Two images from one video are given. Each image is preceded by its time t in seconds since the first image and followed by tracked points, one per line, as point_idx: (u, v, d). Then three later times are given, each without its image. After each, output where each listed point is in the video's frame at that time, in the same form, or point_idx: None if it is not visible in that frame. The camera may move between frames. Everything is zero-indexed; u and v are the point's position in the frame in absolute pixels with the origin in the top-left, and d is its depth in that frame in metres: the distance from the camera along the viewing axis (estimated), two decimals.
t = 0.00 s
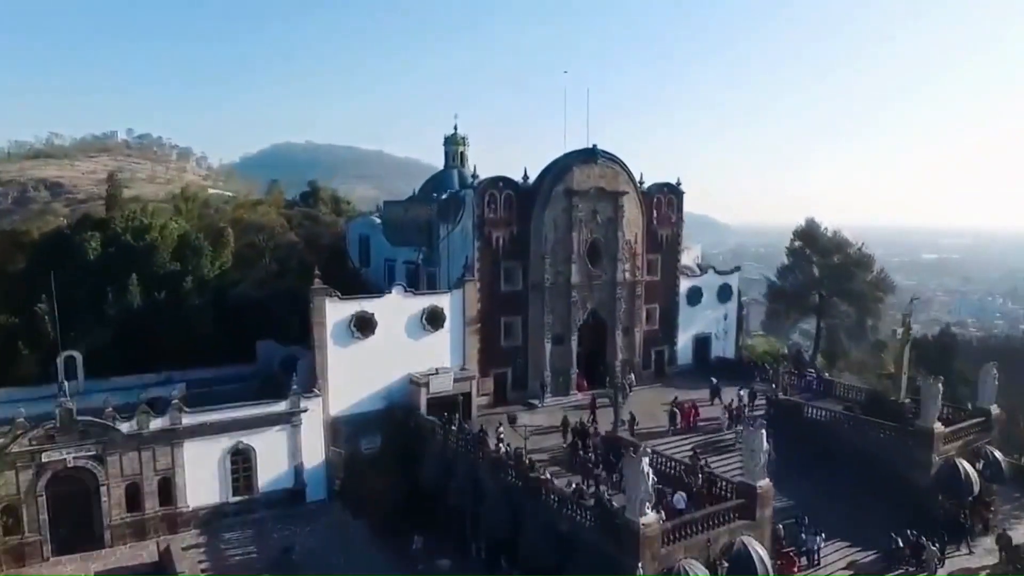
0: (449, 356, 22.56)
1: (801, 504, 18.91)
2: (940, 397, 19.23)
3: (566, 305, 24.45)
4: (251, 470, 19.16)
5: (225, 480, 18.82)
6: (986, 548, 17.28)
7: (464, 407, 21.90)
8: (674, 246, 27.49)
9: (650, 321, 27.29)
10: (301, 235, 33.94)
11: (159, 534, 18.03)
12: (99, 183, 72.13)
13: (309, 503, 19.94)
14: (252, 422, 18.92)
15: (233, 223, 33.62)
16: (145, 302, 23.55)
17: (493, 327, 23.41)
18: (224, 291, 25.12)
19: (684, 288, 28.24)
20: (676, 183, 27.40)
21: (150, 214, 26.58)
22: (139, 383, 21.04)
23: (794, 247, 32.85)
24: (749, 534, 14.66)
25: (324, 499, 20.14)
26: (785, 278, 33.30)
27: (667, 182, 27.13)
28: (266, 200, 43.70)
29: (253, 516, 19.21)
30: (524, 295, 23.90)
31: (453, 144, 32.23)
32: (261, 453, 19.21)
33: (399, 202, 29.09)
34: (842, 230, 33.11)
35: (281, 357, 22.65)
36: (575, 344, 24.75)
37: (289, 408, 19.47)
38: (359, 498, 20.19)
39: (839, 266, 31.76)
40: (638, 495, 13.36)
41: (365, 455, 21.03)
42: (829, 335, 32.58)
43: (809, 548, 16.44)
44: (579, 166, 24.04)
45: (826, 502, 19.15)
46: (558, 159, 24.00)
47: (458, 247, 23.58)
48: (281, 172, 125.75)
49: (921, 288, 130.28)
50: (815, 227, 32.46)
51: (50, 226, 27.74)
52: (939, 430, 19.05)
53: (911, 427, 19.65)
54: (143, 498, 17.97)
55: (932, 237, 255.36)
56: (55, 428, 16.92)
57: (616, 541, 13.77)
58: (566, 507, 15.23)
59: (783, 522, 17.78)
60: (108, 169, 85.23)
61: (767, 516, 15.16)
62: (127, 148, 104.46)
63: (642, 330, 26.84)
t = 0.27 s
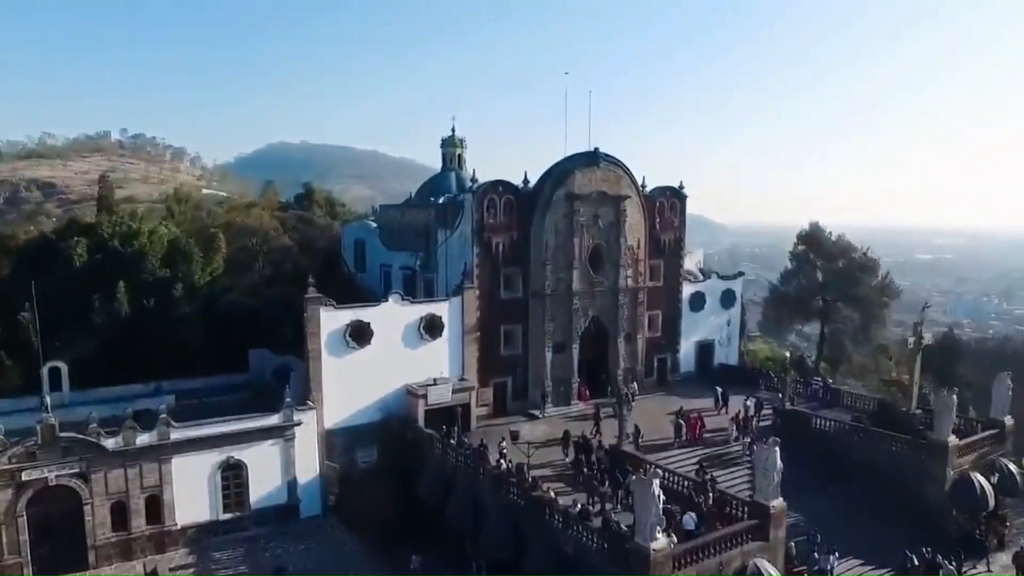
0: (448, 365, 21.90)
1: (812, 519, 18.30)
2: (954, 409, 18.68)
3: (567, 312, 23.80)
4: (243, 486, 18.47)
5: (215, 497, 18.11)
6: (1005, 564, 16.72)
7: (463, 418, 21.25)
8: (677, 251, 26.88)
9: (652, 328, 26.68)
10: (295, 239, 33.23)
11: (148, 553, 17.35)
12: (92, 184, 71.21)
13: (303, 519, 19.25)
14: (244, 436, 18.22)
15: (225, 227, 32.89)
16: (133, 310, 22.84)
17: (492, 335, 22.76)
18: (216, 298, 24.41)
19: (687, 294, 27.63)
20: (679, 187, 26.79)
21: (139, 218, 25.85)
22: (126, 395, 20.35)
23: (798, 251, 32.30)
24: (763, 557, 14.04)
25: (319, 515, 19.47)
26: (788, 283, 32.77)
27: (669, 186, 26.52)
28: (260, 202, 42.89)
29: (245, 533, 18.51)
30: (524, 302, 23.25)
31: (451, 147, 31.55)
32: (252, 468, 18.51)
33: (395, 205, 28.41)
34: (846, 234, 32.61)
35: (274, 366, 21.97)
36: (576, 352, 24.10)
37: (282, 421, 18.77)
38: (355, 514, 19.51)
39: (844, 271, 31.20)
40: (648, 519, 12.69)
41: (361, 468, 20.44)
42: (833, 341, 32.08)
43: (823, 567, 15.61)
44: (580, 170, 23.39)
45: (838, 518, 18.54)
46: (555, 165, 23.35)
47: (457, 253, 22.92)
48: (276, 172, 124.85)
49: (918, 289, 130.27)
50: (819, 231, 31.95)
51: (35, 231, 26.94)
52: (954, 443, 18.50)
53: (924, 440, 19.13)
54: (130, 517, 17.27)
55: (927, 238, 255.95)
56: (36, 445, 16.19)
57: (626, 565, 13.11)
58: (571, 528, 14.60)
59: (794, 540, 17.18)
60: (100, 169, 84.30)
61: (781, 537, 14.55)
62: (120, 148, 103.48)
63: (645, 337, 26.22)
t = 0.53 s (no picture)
0: (447, 372, 21.48)
1: (818, 529, 17.92)
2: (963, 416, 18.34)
3: (568, 317, 23.39)
4: (237, 497, 18.03)
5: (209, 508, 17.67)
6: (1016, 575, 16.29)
7: (462, 426, 20.84)
8: (678, 255, 26.52)
9: (653, 333, 26.29)
10: (291, 242, 32.78)
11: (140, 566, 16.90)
12: (87, 184, 70.66)
13: (299, 530, 18.81)
14: (238, 446, 17.80)
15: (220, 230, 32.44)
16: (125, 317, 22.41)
17: (492, 341, 22.34)
18: (210, 303, 23.96)
19: (689, 298, 27.25)
20: (680, 190, 26.44)
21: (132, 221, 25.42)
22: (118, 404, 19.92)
23: (799, 253, 32.15)
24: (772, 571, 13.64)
25: (315, 525, 19.02)
26: (789, 286, 32.57)
27: (671, 189, 26.16)
28: (256, 204, 42.46)
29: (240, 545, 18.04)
30: (524, 307, 22.84)
31: (448, 148, 31.15)
32: (247, 478, 18.07)
33: (392, 209, 28.00)
34: (848, 237, 32.28)
35: (269, 373, 21.55)
36: (577, 358, 23.69)
37: (277, 430, 18.34)
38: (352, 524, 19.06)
39: (846, 274, 30.97)
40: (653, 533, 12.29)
41: (358, 479, 20.01)
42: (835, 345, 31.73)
43: None
44: (580, 173, 23.02)
45: (844, 528, 18.14)
46: (555, 168, 22.98)
47: (455, 257, 22.50)
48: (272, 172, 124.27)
49: (915, 290, 130.27)
50: (819, 233, 31.78)
51: (27, 233, 26.46)
52: (964, 451, 18.13)
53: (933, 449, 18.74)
54: (121, 530, 16.81)
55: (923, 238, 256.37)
56: (23, 456, 15.74)
57: None
58: (574, 542, 14.19)
59: (802, 551, 16.79)
60: (95, 169, 83.70)
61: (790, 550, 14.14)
62: (116, 148, 102.86)
63: (646, 342, 25.82)
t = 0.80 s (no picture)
0: (444, 386, 20.64)
1: (833, 551, 17.18)
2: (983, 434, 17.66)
3: (569, 327, 22.60)
4: (225, 519, 17.11)
5: (195, 531, 16.76)
6: None
7: (460, 442, 20.04)
8: (682, 262, 25.78)
9: (656, 342, 25.54)
10: (283, 247, 31.87)
11: None
12: (75, 184, 69.38)
13: (291, 553, 17.91)
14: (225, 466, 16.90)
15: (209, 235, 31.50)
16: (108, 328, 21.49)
17: (491, 353, 21.53)
18: (198, 312, 23.04)
19: (693, 306, 26.51)
20: (684, 196, 25.71)
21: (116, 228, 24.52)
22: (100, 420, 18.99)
23: (803, 259, 31.53)
24: None
25: (307, 548, 18.13)
26: (793, 292, 31.92)
27: (674, 195, 25.43)
28: (247, 207, 41.51)
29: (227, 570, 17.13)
30: (524, 317, 22.04)
31: (445, 152, 30.31)
32: (235, 500, 17.16)
33: (387, 215, 27.17)
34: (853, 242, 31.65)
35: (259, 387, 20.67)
36: (579, 370, 22.90)
37: (267, 449, 17.44)
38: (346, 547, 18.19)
39: (851, 281, 30.35)
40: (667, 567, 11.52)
41: (352, 499, 19.15)
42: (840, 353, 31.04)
43: None
44: (582, 179, 22.27)
45: (859, 547, 17.44)
46: (556, 173, 22.21)
47: (453, 266, 21.67)
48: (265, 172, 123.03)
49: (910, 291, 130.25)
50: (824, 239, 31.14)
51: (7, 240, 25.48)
52: (982, 468, 17.48)
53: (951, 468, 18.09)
54: (101, 556, 15.88)
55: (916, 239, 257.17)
56: None
57: None
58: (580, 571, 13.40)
59: None
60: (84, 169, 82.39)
61: None
62: (105, 148, 101.48)
63: (649, 352, 25.06)
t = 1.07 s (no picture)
0: (442, 397, 20.05)
1: (843, 566, 16.67)
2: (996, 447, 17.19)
3: (570, 335, 22.05)
4: (215, 536, 16.48)
5: (183, 550, 16.11)
6: None
7: (459, 454, 19.45)
8: (684, 268, 25.25)
9: (658, 349, 25.01)
10: (276, 251, 31.22)
11: None
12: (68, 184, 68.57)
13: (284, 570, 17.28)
14: (215, 482, 16.27)
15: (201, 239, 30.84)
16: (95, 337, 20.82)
17: (490, 362, 20.95)
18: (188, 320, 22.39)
19: (695, 312, 25.99)
20: (686, 200, 25.18)
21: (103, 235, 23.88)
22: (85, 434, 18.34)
23: (805, 263, 31.14)
24: None
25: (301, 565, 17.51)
26: (795, 296, 31.50)
27: (676, 199, 24.90)
28: (240, 209, 40.81)
29: None
30: (523, 325, 21.48)
31: (441, 154, 29.72)
32: (226, 516, 16.53)
33: (382, 219, 26.56)
34: (857, 246, 31.21)
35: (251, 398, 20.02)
36: (580, 378, 22.35)
37: (259, 464, 16.82)
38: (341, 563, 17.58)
39: (853, 285, 29.93)
40: None
41: (346, 514, 18.53)
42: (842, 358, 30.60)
43: None
44: (583, 183, 21.72)
45: (869, 561, 16.95)
46: (557, 177, 21.66)
47: (451, 273, 21.08)
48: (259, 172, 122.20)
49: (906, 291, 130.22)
50: (826, 243, 30.75)
51: None
52: (995, 482, 17.11)
53: (963, 481, 17.62)
54: None
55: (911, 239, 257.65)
56: None
57: None
58: None
59: None
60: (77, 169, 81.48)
61: None
62: (98, 148, 100.51)
63: (651, 359, 24.53)
